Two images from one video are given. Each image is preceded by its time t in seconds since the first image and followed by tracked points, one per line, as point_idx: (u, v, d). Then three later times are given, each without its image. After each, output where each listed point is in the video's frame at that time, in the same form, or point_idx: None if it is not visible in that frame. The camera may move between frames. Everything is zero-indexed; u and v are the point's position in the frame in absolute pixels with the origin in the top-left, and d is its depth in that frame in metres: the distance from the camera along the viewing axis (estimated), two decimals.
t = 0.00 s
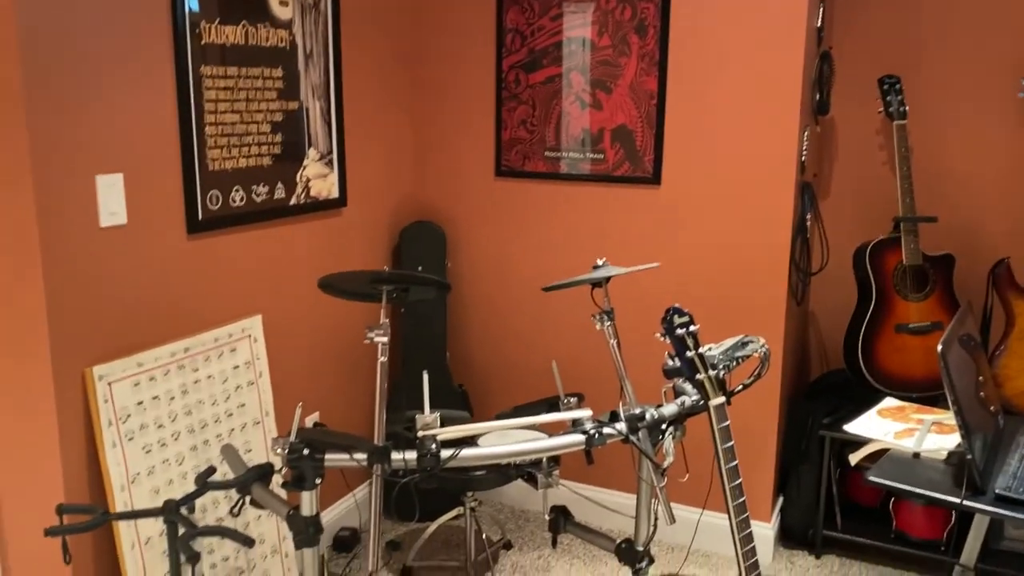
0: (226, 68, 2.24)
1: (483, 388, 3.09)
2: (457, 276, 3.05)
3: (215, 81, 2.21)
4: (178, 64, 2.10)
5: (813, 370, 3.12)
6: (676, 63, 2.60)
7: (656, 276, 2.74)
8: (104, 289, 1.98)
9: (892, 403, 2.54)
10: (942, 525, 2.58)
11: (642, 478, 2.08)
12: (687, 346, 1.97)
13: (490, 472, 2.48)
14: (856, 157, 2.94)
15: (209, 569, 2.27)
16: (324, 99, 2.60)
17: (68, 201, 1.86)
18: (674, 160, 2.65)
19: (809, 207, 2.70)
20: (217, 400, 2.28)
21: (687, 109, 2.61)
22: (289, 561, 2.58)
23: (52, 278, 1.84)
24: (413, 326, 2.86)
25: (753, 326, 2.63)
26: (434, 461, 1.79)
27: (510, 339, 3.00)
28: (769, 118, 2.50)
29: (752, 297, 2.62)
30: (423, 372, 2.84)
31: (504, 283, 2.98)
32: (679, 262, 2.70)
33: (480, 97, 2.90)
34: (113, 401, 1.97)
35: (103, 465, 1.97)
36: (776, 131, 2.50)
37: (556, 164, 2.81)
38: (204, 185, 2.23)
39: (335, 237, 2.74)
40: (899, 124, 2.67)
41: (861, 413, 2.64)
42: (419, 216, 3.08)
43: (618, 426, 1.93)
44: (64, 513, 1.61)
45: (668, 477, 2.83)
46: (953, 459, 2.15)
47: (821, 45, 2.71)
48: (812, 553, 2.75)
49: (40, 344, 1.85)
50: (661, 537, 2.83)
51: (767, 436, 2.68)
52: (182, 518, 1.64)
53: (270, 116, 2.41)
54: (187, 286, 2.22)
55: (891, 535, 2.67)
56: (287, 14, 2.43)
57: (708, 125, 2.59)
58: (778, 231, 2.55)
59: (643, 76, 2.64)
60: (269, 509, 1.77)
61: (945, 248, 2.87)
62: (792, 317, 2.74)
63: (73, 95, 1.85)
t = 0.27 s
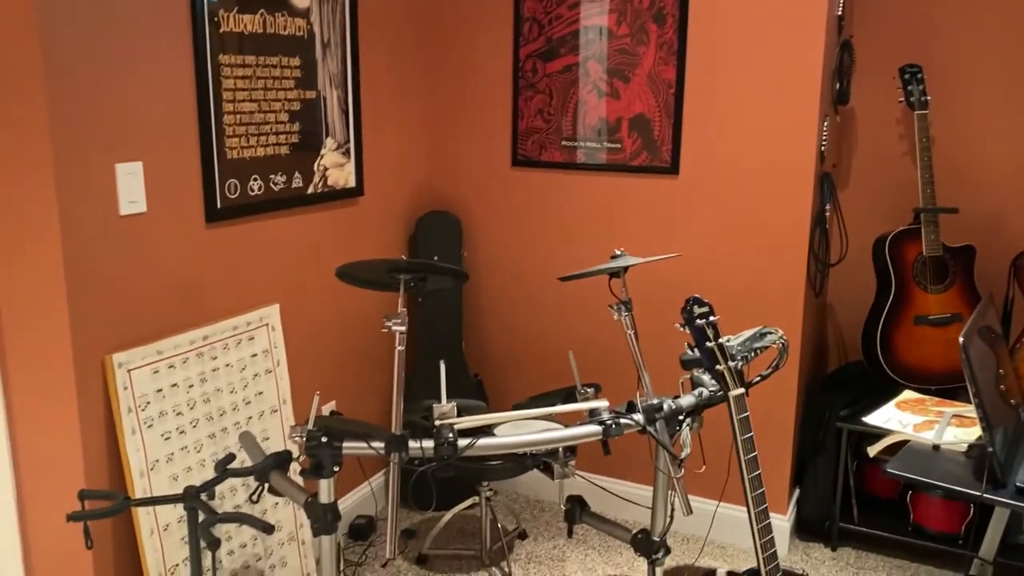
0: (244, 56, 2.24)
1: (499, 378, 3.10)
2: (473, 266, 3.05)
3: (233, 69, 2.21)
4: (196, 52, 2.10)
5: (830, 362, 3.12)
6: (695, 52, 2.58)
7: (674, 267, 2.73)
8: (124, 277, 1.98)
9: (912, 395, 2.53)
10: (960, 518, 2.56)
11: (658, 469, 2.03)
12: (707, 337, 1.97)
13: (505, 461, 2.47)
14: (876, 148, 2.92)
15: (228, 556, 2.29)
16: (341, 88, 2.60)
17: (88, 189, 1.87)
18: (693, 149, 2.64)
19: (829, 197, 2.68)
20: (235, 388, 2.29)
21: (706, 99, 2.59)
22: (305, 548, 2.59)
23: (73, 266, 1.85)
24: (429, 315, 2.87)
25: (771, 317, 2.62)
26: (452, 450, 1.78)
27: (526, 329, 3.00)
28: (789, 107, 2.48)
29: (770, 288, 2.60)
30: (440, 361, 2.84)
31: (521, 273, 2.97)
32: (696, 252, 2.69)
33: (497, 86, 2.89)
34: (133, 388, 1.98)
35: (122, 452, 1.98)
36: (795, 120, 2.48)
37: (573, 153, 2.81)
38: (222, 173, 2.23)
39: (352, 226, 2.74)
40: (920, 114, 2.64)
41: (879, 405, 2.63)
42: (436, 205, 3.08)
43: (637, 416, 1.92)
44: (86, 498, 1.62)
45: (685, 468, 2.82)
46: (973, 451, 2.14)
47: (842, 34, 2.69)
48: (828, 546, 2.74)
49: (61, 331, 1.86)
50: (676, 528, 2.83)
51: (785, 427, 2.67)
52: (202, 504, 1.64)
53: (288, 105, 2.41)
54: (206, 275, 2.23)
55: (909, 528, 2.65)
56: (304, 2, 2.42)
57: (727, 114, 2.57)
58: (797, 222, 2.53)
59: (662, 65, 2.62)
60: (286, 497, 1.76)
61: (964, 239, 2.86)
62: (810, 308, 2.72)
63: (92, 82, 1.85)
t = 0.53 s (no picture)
0: (256, 49, 2.24)
1: (510, 371, 3.10)
2: (484, 260, 3.05)
3: (246, 62, 2.21)
4: (209, 45, 2.10)
5: (842, 356, 3.11)
6: (708, 45, 2.57)
7: (685, 261, 2.72)
8: (137, 269, 1.99)
9: (925, 390, 2.52)
10: (972, 514, 2.55)
11: (669, 463, 2.07)
12: (719, 331, 1.96)
13: (516, 454, 2.48)
14: (889, 141, 2.91)
15: (240, 546, 2.30)
16: (353, 81, 2.60)
17: (102, 181, 1.87)
18: (705, 143, 2.63)
19: (842, 191, 2.67)
20: (247, 380, 2.30)
21: (718, 92, 2.58)
22: (317, 540, 2.61)
23: (87, 258, 1.86)
24: (440, 309, 2.87)
25: (784, 312, 2.61)
26: (463, 443, 1.78)
27: (537, 323, 3.01)
28: (801, 101, 2.47)
29: (782, 283, 2.60)
30: (451, 354, 2.85)
31: (532, 266, 2.97)
32: (708, 246, 2.68)
33: (509, 79, 2.89)
34: (146, 379, 1.99)
35: (136, 442, 1.99)
36: (808, 113, 2.47)
37: (585, 147, 2.80)
38: (235, 166, 2.24)
39: (364, 219, 2.75)
40: (935, 107, 2.62)
41: (891, 401, 2.62)
42: (447, 199, 3.08)
43: (648, 410, 1.92)
44: (100, 489, 1.63)
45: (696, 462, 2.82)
46: (985, 447, 2.14)
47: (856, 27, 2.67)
48: (839, 541, 2.74)
49: (75, 323, 1.87)
50: (687, 522, 2.83)
51: (796, 422, 2.66)
52: (215, 496, 1.65)
53: (300, 98, 2.41)
54: (219, 267, 2.24)
55: (921, 524, 2.64)
56: None
57: (739, 108, 2.56)
58: (810, 216, 2.52)
59: (674, 58, 2.61)
60: (299, 488, 1.77)
61: (978, 235, 2.84)
62: (823, 302, 2.72)
63: (106, 74, 1.85)
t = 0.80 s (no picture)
0: (265, 47, 2.25)
1: (517, 368, 3.10)
2: (491, 257, 3.06)
3: (254, 60, 2.22)
4: (218, 42, 2.11)
5: (850, 354, 3.11)
6: (716, 43, 2.56)
7: (693, 259, 2.72)
8: (146, 265, 2.00)
9: (934, 390, 2.53)
10: (980, 513, 2.54)
11: (676, 460, 2.05)
12: (727, 329, 1.96)
13: (523, 451, 2.48)
14: (899, 139, 2.90)
15: (248, 542, 2.31)
16: (361, 78, 2.60)
17: (111, 178, 1.88)
18: (713, 141, 2.62)
19: (851, 189, 2.66)
20: (255, 376, 2.31)
21: (727, 90, 2.57)
22: (324, 536, 2.62)
23: (97, 254, 1.86)
24: (448, 306, 2.88)
25: (791, 310, 2.60)
26: (470, 440, 1.77)
27: (545, 320, 3.01)
28: (810, 98, 2.46)
29: (790, 281, 2.59)
30: (458, 351, 2.85)
31: (540, 264, 2.97)
32: (716, 244, 2.68)
33: (517, 77, 2.89)
34: (155, 375, 2.00)
35: (144, 438, 2.00)
36: (817, 111, 2.46)
37: (592, 144, 2.80)
38: (243, 163, 2.24)
39: (371, 217, 2.75)
40: (944, 105, 2.61)
41: (899, 400, 2.61)
42: (455, 196, 3.08)
43: (655, 408, 1.91)
44: (109, 484, 1.63)
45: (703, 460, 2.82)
46: (994, 446, 2.13)
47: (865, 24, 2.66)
48: (846, 540, 2.74)
49: (84, 320, 1.88)
50: (694, 520, 2.83)
51: (803, 420, 2.66)
52: (223, 491, 1.64)
53: (309, 95, 2.41)
54: (228, 264, 2.25)
55: (928, 523, 2.63)
56: None
57: (748, 105, 2.55)
58: (818, 214, 2.51)
59: (683, 56, 2.61)
60: (307, 485, 1.78)
61: (988, 233, 2.83)
62: (831, 300, 2.71)
63: (115, 72, 1.86)
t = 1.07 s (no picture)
0: (270, 47, 2.24)
1: (522, 368, 3.10)
2: (496, 257, 3.05)
3: (260, 59, 2.22)
4: (224, 42, 2.11)
5: (856, 355, 3.10)
6: (722, 43, 2.55)
7: (698, 259, 2.71)
8: (152, 266, 2.00)
9: (940, 391, 2.52)
10: (987, 515, 2.53)
11: (682, 461, 2.05)
12: (734, 330, 1.95)
13: (527, 452, 2.48)
14: (905, 140, 2.89)
15: (253, 542, 2.31)
16: (366, 78, 2.60)
17: (117, 178, 1.88)
18: (719, 141, 2.62)
19: (857, 189, 2.66)
20: (260, 376, 2.30)
21: (732, 90, 2.57)
22: (329, 536, 2.62)
23: (103, 254, 1.86)
24: (452, 306, 2.88)
25: (797, 311, 2.60)
26: (475, 440, 1.77)
27: (549, 320, 3.00)
28: (816, 98, 2.45)
29: (795, 281, 2.59)
30: (463, 351, 2.85)
31: (545, 264, 2.97)
32: (721, 244, 2.67)
33: (522, 77, 2.89)
34: (160, 375, 2.00)
35: (150, 437, 2.00)
36: (823, 111, 2.45)
37: (597, 145, 2.80)
38: (248, 163, 2.24)
39: (376, 216, 2.75)
40: (951, 105, 2.61)
41: (905, 400, 2.60)
42: (460, 196, 3.08)
43: (661, 409, 1.91)
44: (114, 484, 1.63)
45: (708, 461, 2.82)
46: (1001, 448, 2.12)
47: (872, 24, 2.65)
48: (851, 541, 2.73)
49: (90, 319, 1.88)
50: (699, 521, 2.82)
51: (808, 421, 2.65)
52: (229, 491, 1.64)
53: (314, 95, 2.41)
54: (233, 264, 2.25)
55: (934, 524, 2.63)
56: None
57: (753, 105, 2.54)
58: (824, 214, 2.50)
59: (688, 56, 2.60)
60: (312, 485, 1.75)
61: (994, 233, 2.82)
62: (836, 301, 2.70)
63: (121, 72, 1.86)
